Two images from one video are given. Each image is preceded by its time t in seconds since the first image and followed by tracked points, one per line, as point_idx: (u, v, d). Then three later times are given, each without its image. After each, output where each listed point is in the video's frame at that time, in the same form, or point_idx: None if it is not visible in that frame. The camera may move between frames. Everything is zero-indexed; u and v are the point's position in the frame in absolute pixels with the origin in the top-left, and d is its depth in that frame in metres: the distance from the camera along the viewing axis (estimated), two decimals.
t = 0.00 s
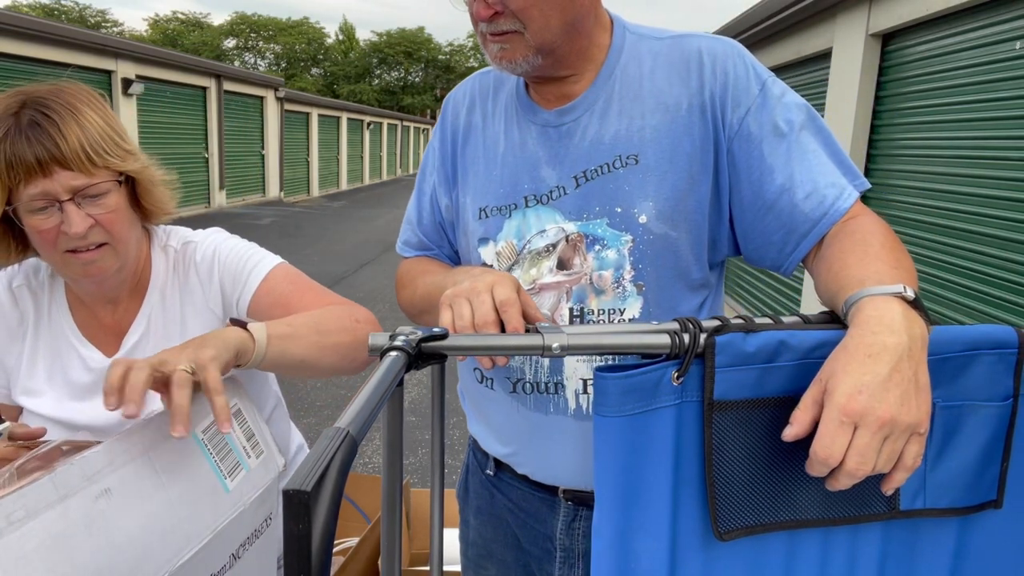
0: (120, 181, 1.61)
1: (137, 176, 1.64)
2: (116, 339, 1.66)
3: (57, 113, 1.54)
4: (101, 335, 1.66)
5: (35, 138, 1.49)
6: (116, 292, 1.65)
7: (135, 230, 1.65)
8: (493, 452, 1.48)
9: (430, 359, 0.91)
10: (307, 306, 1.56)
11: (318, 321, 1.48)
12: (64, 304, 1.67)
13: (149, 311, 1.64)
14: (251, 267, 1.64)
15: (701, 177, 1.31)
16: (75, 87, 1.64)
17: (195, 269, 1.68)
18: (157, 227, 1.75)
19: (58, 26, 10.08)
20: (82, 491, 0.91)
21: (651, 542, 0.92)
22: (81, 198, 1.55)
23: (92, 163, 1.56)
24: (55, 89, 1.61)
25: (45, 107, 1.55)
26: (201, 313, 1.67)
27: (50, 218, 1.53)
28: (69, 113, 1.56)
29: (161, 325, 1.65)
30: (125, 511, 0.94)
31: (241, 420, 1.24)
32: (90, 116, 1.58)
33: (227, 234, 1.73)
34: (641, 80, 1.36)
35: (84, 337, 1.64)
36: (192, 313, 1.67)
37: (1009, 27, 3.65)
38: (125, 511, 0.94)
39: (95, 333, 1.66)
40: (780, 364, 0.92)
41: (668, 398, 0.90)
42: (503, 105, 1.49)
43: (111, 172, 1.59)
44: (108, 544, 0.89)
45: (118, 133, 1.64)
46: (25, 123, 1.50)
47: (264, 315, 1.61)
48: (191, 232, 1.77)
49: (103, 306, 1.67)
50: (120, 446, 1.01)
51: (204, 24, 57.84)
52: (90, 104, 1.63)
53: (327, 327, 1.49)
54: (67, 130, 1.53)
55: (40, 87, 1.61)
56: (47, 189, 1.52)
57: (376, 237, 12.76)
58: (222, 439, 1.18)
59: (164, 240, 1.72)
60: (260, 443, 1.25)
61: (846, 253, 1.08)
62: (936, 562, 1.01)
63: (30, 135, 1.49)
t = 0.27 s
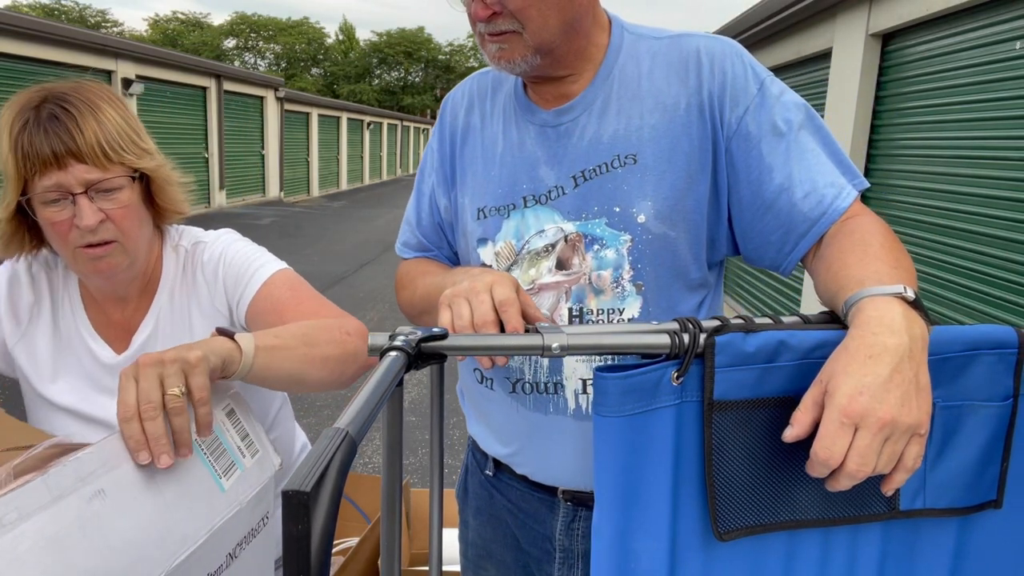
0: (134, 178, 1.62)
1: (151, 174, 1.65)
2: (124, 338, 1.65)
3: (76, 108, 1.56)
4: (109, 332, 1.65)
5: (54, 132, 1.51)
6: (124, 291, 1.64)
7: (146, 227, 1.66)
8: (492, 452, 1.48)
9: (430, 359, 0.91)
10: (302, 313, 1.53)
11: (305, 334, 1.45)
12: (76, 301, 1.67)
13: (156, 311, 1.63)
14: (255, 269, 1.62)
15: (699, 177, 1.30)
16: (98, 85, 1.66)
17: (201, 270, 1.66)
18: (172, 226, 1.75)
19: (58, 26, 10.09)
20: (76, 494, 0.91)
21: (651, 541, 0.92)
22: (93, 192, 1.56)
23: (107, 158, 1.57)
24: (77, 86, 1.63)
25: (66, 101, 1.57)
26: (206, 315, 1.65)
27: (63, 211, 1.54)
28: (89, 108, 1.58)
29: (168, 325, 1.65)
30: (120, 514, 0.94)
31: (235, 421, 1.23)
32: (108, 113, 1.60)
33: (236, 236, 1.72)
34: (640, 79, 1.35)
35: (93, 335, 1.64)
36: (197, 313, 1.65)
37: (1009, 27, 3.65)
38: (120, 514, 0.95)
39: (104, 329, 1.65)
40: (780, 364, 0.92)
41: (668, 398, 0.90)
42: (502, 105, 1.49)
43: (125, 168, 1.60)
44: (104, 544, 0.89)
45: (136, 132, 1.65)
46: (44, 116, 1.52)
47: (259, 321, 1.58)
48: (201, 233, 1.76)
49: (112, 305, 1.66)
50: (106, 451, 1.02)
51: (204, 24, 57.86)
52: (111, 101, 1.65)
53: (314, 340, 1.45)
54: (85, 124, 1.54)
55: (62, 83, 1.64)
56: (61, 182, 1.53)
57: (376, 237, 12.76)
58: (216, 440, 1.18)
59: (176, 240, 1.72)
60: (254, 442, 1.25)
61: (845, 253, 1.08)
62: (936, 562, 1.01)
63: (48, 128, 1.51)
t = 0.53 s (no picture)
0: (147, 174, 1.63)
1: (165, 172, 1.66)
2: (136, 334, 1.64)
3: (94, 102, 1.57)
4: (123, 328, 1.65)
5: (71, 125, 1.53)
6: (137, 287, 1.64)
7: (158, 223, 1.66)
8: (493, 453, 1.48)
9: (430, 359, 0.91)
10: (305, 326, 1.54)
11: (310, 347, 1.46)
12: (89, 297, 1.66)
13: (169, 309, 1.63)
14: (269, 272, 1.63)
15: (700, 177, 1.30)
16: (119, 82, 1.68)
17: (214, 269, 1.66)
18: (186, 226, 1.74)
19: (59, 26, 10.10)
20: (77, 492, 0.91)
21: (651, 541, 0.92)
22: (106, 185, 1.57)
23: (121, 153, 1.58)
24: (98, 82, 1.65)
25: (85, 96, 1.58)
26: (217, 315, 1.65)
27: (75, 203, 1.55)
28: (108, 104, 1.59)
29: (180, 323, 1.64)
30: (120, 512, 0.94)
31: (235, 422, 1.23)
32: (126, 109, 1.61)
33: (250, 238, 1.72)
34: (640, 79, 1.35)
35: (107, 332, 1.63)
36: (208, 313, 1.65)
37: (1009, 27, 3.65)
38: (120, 512, 0.95)
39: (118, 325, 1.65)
40: (780, 364, 0.92)
41: (668, 398, 0.90)
42: (502, 105, 1.49)
43: (139, 164, 1.61)
44: (104, 545, 0.89)
45: (153, 130, 1.66)
46: (63, 109, 1.54)
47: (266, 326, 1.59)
48: (213, 232, 1.76)
49: (125, 301, 1.66)
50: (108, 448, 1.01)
51: (204, 24, 57.89)
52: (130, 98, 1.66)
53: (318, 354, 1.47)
54: (101, 119, 1.56)
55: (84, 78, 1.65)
56: (75, 173, 1.55)
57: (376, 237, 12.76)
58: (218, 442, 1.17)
59: (190, 239, 1.71)
60: (255, 441, 1.25)
61: (845, 253, 1.08)
62: (936, 562, 1.01)
63: (65, 120, 1.52)
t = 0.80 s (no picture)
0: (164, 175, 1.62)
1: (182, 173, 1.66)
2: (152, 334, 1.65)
3: (115, 103, 1.57)
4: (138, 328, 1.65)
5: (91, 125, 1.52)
6: (151, 287, 1.64)
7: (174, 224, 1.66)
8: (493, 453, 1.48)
9: (431, 359, 0.91)
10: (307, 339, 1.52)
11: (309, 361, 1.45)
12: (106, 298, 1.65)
13: (184, 308, 1.64)
14: (277, 272, 1.64)
15: (700, 177, 1.30)
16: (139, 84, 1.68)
17: (224, 268, 1.67)
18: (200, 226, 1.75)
19: (58, 26, 10.11)
20: (75, 498, 0.93)
21: (650, 541, 0.92)
22: (124, 186, 1.56)
23: (140, 154, 1.58)
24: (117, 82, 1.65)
25: (106, 96, 1.58)
26: (227, 314, 1.66)
27: (93, 203, 1.55)
28: (128, 105, 1.59)
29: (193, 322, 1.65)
30: (119, 516, 0.95)
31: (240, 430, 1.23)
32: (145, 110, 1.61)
33: (257, 238, 1.74)
34: (640, 79, 1.35)
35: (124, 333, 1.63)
36: (219, 311, 1.66)
37: (1009, 27, 3.65)
38: (119, 516, 0.96)
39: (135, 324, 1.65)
40: (780, 364, 0.92)
41: (668, 397, 0.90)
42: (501, 105, 1.49)
43: (157, 166, 1.61)
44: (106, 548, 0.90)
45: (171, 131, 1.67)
46: (83, 108, 1.53)
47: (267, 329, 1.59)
48: (222, 232, 1.78)
49: (138, 302, 1.66)
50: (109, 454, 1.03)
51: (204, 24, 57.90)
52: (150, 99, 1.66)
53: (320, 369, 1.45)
54: (121, 120, 1.56)
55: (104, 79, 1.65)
56: (94, 173, 1.54)
57: (376, 237, 12.76)
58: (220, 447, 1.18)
59: (201, 239, 1.73)
60: (259, 445, 1.24)
61: (845, 253, 1.08)
62: (937, 562, 1.01)
63: (85, 121, 1.52)
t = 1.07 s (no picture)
0: (149, 177, 1.59)
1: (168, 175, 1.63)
2: (150, 334, 1.65)
3: (96, 106, 1.55)
4: (135, 330, 1.65)
5: (69, 128, 1.51)
6: (147, 288, 1.63)
7: (161, 227, 1.63)
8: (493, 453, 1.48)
9: (430, 359, 0.91)
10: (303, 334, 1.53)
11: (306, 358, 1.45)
12: (102, 300, 1.66)
13: (179, 308, 1.64)
14: (271, 267, 1.64)
15: (700, 177, 1.30)
16: (128, 86, 1.66)
17: (219, 266, 1.67)
18: (195, 226, 1.73)
19: (58, 26, 10.12)
20: (58, 504, 0.94)
21: (651, 542, 0.92)
22: (105, 189, 1.54)
23: (120, 157, 1.55)
24: (105, 85, 1.63)
25: (88, 100, 1.56)
26: (224, 310, 1.66)
27: (75, 207, 1.53)
28: (109, 107, 1.57)
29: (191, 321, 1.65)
30: (106, 518, 0.97)
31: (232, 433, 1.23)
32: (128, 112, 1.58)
33: (250, 232, 1.73)
34: (640, 79, 1.35)
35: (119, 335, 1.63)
36: (215, 309, 1.67)
37: (1009, 27, 3.65)
38: (106, 520, 0.97)
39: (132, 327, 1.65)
40: (780, 364, 0.92)
41: (668, 397, 0.90)
42: (501, 105, 1.49)
43: (139, 168, 1.57)
44: (93, 551, 0.92)
45: (157, 133, 1.63)
46: (64, 113, 1.52)
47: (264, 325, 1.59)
48: (216, 229, 1.77)
49: (135, 303, 1.65)
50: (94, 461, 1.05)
51: (204, 24, 57.90)
52: (137, 102, 1.63)
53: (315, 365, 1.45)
54: (101, 123, 1.53)
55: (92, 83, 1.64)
56: (75, 178, 1.52)
57: (376, 237, 12.76)
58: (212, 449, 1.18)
59: (195, 237, 1.72)
60: (254, 445, 1.24)
61: (845, 253, 1.08)
62: (937, 562, 1.01)
63: (64, 125, 1.51)
